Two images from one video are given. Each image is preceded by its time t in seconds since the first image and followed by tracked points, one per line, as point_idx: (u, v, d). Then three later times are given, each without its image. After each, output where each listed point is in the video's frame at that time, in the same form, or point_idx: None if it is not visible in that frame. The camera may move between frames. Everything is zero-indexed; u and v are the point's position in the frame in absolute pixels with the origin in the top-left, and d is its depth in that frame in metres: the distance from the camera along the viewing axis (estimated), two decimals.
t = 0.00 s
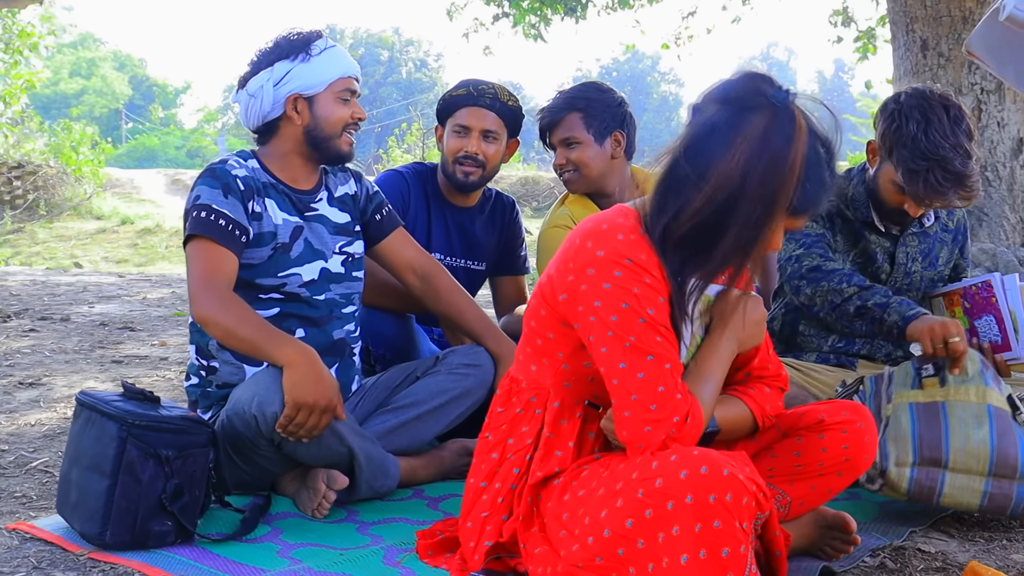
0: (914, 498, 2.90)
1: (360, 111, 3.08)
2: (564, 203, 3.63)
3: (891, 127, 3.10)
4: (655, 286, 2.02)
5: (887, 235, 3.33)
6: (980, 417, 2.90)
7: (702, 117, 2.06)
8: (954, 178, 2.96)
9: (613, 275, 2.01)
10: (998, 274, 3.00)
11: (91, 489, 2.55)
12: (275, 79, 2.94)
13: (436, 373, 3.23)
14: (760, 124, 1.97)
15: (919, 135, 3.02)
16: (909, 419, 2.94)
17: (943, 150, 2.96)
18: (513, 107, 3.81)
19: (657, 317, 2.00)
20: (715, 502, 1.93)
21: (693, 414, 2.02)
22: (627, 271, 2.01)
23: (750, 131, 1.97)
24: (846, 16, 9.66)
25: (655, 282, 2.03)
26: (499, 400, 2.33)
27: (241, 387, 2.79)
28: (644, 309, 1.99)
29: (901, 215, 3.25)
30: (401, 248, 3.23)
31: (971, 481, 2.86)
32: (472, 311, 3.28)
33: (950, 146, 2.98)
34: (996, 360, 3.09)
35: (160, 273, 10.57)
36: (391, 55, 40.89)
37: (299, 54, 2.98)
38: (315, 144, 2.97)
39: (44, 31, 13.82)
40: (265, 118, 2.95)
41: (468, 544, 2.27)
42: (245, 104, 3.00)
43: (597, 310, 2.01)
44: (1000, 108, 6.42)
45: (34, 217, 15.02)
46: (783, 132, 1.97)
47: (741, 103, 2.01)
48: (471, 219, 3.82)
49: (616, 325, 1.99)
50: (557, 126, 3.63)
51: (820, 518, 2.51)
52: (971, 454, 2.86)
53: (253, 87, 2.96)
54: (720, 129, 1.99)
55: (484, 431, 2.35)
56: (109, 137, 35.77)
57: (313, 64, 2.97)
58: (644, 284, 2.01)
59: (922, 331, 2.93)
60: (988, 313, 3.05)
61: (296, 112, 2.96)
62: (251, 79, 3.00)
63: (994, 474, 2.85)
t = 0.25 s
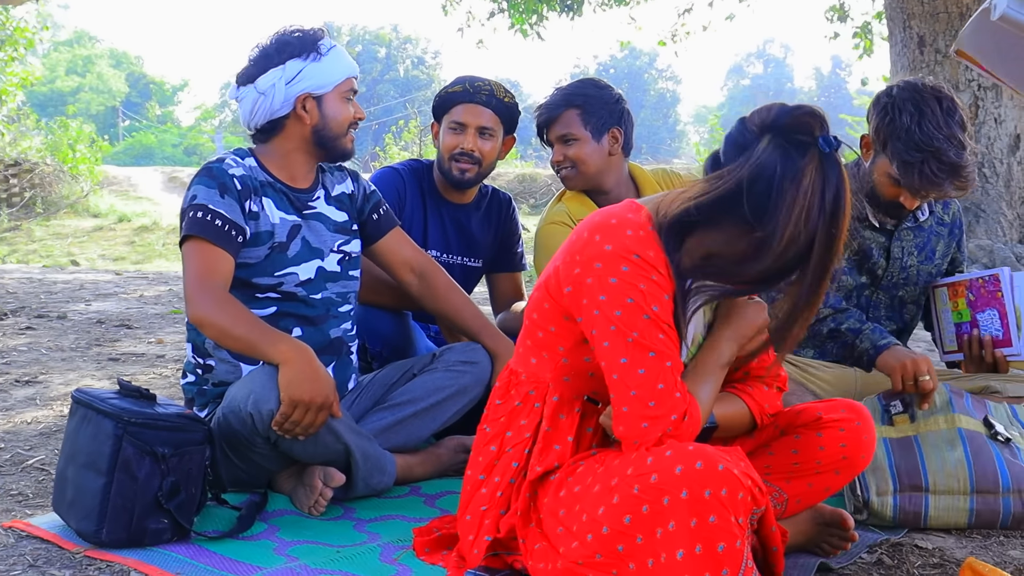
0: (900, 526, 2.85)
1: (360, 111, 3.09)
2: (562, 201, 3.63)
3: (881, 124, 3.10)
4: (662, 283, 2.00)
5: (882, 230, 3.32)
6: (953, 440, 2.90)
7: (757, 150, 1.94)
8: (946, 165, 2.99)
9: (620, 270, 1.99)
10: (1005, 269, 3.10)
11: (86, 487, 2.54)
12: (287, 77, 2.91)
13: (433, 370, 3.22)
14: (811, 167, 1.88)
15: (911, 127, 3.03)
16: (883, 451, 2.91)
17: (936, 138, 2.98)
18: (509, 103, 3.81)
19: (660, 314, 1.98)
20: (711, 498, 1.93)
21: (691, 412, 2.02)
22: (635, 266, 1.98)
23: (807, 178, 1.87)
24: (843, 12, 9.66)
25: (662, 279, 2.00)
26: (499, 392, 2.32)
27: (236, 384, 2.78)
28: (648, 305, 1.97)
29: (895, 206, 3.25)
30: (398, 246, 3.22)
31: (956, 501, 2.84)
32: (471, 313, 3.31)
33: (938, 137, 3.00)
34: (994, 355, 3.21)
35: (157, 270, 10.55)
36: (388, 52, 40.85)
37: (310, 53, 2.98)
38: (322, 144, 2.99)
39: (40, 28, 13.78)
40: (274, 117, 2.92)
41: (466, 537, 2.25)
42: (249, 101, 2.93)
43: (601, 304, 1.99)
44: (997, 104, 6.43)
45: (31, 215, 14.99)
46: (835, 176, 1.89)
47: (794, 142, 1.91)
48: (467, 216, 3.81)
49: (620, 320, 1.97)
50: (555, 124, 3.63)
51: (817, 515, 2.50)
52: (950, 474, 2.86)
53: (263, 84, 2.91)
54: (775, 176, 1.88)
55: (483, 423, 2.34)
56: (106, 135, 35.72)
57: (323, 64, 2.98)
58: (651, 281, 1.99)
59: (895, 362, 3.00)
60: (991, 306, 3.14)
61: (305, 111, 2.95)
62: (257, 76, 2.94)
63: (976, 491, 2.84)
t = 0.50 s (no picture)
0: (900, 521, 2.84)
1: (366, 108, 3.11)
2: (560, 198, 3.63)
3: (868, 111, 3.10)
4: (670, 280, 2.00)
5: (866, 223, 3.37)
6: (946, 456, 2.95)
7: (780, 169, 1.94)
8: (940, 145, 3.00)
9: (631, 265, 1.99)
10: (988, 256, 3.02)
11: (85, 485, 2.53)
12: (304, 79, 2.90)
13: (432, 369, 3.21)
14: (832, 191, 1.90)
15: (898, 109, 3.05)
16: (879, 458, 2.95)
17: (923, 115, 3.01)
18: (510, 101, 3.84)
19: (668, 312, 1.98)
20: (710, 495, 1.92)
21: (692, 411, 2.03)
22: (646, 262, 1.98)
23: (827, 203, 1.89)
24: (844, 7, 9.65)
25: (672, 276, 2.00)
26: (498, 383, 2.31)
27: (235, 383, 2.77)
28: (656, 302, 1.97)
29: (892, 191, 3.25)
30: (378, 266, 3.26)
31: (955, 495, 2.85)
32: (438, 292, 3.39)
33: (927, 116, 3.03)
34: (984, 342, 3.11)
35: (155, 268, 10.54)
36: (386, 49, 40.81)
37: (324, 54, 2.96)
38: (335, 143, 3.01)
39: (37, 26, 13.75)
40: (289, 119, 2.90)
41: (466, 530, 2.26)
42: (263, 101, 2.89)
43: (609, 298, 1.99)
44: (995, 100, 6.42)
45: (29, 213, 14.96)
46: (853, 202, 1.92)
47: (817, 163, 1.92)
48: (466, 214, 3.82)
49: (627, 315, 1.97)
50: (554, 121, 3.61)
51: (817, 511, 2.50)
52: (946, 472, 2.89)
53: (281, 86, 2.87)
54: (799, 197, 1.89)
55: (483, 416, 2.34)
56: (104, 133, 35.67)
57: (336, 63, 2.97)
58: (660, 278, 1.98)
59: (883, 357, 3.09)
60: (977, 294, 3.08)
61: (319, 112, 2.94)
62: (272, 77, 2.90)
63: (974, 485, 2.86)
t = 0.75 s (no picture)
0: (899, 516, 2.83)
1: (361, 100, 3.06)
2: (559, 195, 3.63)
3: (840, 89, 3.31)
4: (677, 279, 1.99)
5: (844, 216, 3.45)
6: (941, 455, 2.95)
7: (796, 179, 1.95)
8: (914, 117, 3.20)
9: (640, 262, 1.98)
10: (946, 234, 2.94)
11: (82, 483, 2.53)
12: (274, 79, 2.90)
13: (430, 366, 3.21)
14: (844, 205, 1.92)
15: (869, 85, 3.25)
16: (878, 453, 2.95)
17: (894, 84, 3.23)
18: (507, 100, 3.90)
19: (673, 310, 1.97)
20: (707, 495, 1.91)
21: (692, 411, 2.02)
22: (654, 259, 1.97)
23: (838, 216, 1.91)
24: (843, 4, 9.64)
25: (679, 275, 1.99)
26: (499, 376, 2.31)
27: (233, 380, 2.76)
28: (663, 300, 1.96)
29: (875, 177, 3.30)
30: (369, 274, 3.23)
31: (953, 491, 2.85)
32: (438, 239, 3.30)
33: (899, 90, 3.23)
34: (956, 321, 3.06)
35: (153, 266, 10.53)
36: (384, 47, 40.79)
37: (296, 50, 2.94)
38: (321, 138, 2.97)
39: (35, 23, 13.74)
40: (267, 118, 2.91)
41: (465, 524, 2.27)
42: (245, 104, 2.96)
43: (615, 294, 1.98)
44: (994, 96, 6.42)
45: (27, 211, 14.94)
46: (863, 218, 1.94)
47: (832, 176, 1.94)
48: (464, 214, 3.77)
49: (632, 312, 1.96)
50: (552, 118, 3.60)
51: (815, 508, 2.49)
52: (944, 467, 2.89)
53: (253, 87, 2.91)
54: (812, 208, 1.91)
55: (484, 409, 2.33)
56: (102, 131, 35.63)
57: (310, 59, 2.94)
58: (668, 276, 1.98)
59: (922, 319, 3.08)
60: (940, 276, 3.00)
61: (298, 109, 2.93)
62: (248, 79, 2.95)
63: (973, 481, 2.86)
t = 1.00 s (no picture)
0: (900, 512, 2.83)
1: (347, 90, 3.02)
2: (558, 191, 3.63)
3: (799, 72, 3.52)
4: (680, 277, 1.99)
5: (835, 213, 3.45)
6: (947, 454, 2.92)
7: (799, 174, 1.95)
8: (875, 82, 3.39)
9: (643, 258, 1.97)
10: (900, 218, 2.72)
11: (81, 479, 2.52)
12: (257, 71, 2.89)
13: (430, 362, 3.20)
14: (848, 198, 1.93)
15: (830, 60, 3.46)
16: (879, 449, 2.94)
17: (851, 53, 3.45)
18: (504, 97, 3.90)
19: (676, 307, 1.97)
20: (709, 493, 1.91)
21: (694, 408, 2.01)
22: (657, 256, 1.97)
23: (843, 210, 1.91)
24: None
25: (682, 273, 1.99)
26: (499, 371, 2.31)
27: (233, 377, 2.76)
28: (666, 297, 1.96)
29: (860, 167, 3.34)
30: (409, 196, 3.21)
31: (954, 486, 2.84)
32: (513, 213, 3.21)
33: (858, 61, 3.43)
34: (934, 299, 2.82)
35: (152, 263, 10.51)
36: (383, 43, 40.75)
37: (279, 42, 2.92)
38: (307, 130, 2.94)
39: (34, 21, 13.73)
40: (253, 112, 2.91)
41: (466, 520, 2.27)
42: (230, 99, 2.96)
43: (618, 291, 1.98)
44: (993, 92, 6.41)
45: (26, 209, 14.92)
46: (867, 211, 1.95)
47: (836, 169, 1.94)
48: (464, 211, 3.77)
49: (635, 309, 1.96)
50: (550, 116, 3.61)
51: (817, 504, 2.49)
52: (945, 462, 2.89)
53: (237, 81, 2.91)
54: (818, 203, 1.91)
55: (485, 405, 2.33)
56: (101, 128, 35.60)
57: (293, 50, 2.91)
58: (671, 273, 1.97)
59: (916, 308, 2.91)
60: (903, 258, 2.79)
61: (284, 102, 2.91)
62: (233, 72, 2.95)
63: (974, 477, 2.85)
